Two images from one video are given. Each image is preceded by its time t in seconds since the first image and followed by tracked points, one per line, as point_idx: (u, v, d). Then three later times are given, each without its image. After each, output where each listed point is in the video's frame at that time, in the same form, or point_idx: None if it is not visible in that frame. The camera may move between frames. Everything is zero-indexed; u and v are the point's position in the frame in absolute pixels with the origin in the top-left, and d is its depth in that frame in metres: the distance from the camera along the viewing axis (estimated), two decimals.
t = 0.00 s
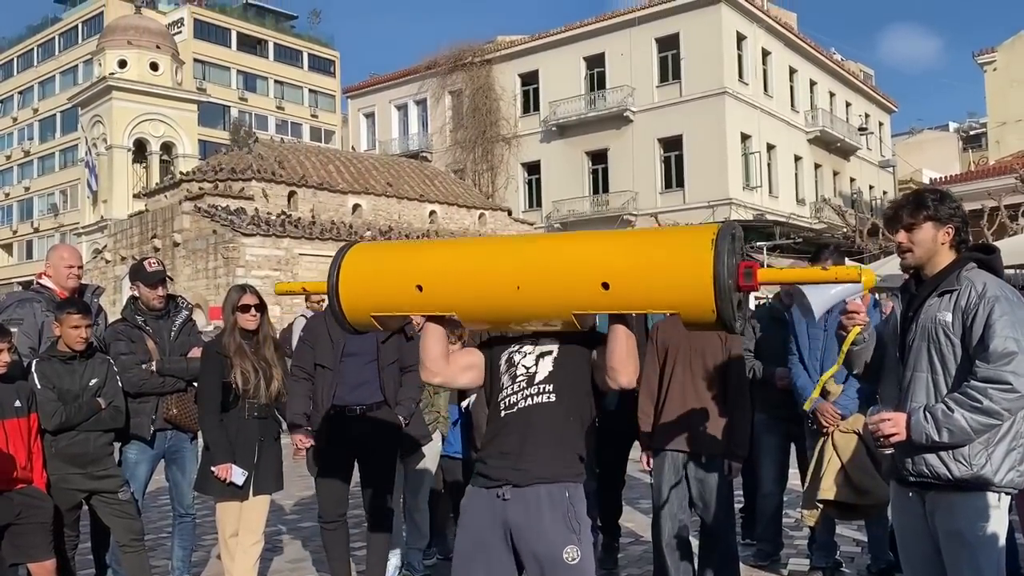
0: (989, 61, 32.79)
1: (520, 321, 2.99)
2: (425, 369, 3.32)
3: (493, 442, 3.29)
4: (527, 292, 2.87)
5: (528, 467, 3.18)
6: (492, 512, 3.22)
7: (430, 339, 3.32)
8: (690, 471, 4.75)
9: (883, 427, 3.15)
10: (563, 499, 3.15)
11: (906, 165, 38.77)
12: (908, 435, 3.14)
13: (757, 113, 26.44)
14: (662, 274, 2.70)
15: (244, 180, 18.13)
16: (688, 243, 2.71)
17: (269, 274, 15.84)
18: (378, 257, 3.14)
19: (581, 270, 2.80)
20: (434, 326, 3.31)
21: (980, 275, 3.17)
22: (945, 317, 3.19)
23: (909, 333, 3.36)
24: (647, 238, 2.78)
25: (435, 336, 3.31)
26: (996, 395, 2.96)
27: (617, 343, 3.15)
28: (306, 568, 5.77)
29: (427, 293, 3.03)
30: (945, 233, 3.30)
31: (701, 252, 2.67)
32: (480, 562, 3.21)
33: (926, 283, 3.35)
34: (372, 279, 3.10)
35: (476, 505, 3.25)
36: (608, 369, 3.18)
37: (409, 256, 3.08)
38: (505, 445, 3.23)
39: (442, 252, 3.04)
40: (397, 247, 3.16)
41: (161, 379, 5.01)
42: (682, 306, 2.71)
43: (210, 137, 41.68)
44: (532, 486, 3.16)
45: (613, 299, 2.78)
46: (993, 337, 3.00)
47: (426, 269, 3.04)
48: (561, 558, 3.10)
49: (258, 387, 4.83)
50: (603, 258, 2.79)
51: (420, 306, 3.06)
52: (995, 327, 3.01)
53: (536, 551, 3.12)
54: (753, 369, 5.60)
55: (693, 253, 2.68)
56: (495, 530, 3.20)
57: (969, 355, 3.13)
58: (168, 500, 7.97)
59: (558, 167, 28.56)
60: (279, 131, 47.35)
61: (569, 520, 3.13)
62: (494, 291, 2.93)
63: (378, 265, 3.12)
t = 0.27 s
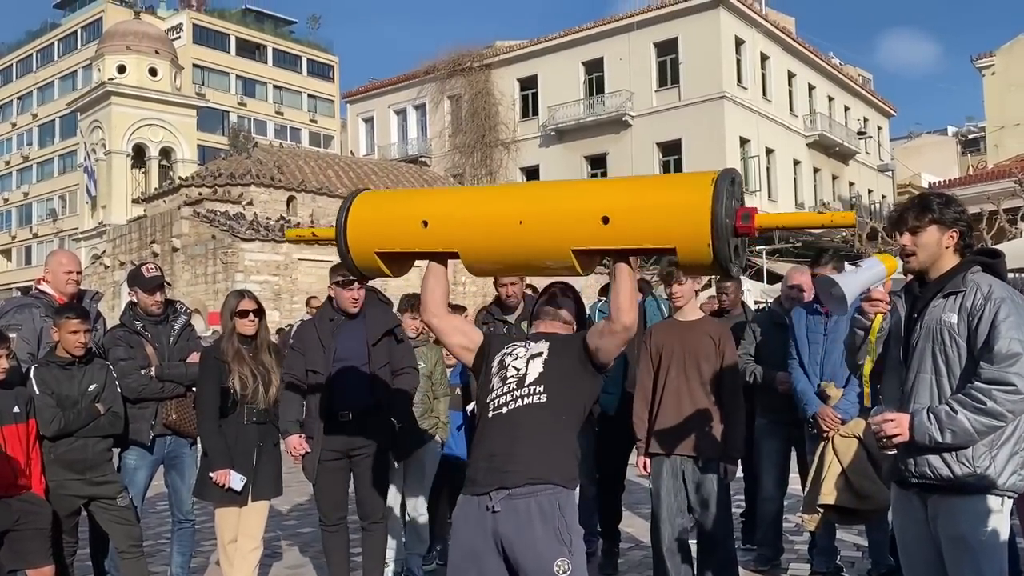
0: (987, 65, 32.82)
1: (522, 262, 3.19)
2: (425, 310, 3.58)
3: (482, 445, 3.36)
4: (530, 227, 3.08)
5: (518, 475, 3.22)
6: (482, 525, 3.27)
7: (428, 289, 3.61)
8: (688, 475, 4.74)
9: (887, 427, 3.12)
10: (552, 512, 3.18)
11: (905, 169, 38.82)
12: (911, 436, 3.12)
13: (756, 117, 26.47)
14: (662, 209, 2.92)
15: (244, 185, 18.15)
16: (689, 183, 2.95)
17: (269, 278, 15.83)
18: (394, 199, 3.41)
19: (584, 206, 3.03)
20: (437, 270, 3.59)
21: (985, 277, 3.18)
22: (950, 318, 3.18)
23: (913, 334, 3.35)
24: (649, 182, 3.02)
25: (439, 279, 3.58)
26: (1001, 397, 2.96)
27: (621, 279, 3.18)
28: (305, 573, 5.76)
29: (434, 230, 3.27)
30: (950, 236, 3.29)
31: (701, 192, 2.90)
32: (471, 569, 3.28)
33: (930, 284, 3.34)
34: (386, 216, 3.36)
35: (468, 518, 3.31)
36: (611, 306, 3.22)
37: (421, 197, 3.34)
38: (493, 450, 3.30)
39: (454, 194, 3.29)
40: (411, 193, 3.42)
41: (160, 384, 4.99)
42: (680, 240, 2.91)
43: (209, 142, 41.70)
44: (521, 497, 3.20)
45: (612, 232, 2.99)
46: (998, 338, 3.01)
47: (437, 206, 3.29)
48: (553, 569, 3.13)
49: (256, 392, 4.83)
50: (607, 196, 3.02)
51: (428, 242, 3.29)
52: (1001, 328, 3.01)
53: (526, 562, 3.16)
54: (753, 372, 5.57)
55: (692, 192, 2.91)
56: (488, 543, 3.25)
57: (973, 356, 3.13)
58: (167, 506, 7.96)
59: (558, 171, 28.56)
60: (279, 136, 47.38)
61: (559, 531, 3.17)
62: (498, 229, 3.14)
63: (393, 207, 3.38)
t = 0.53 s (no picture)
0: (985, 68, 32.84)
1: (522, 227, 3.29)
2: (443, 279, 3.60)
3: (481, 448, 3.40)
4: (528, 195, 3.17)
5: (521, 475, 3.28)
6: (486, 527, 3.32)
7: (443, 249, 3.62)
8: (683, 479, 4.73)
9: (888, 430, 3.10)
10: (555, 512, 3.24)
11: (903, 172, 38.88)
12: (914, 439, 3.11)
13: (755, 119, 26.50)
14: (658, 177, 3.01)
15: (242, 188, 18.17)
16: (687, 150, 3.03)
17: (267, 281, 15.82)
18: (398, 162, 3.48)
19: (584, 173, 3.12)
20: (445, 236, 3.60)
21: (986, 279, 3.18)
22: (952, 320, 3.18)
23: (915, 336, 3.34)
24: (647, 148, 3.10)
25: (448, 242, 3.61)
26: (1004, 399, 2.97)
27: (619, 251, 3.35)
28: None
29: (436, 197, 3.35)
30: (946, 238, 3.29)
31: (697, 160, 2.99)
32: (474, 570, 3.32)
33: (931, 287, 3.33)
34: (389, 180, 3.44)
35: (469, 520, 3.37)
36: (612, 275, 3.33)
37: (422, 161, 3.41)
38: (492, 451, 3.35)
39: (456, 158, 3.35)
40: (414, 156, 3.48)
41: (159, 387, 4.98)
42: (677, 207, 3.01)
43: (209, 144, 41.67)
44: (525, 497, 3.26)
45: (610, 199, 3.08)
46: (1001, 340, 3.01)
47: (440, 170, 3.36)
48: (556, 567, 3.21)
49: (254, 396, 4.83)
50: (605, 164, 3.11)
51: (429, 208, 3.38)
52: (1002, 330, 3.02)
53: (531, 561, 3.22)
54: (752, 375, 5.58)
55: (689, 161, 2.99)
56: (491, 545, 3.31)
57: (976, 358, 3.13)
58: (165, 509, 7.95)
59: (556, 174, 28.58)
60: (278, 139, 47.37)
61: (562, 530, 3.23)
62: (499, 197, 3.23)
63: (397, 171, 3.45)
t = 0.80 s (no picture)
0: (984, 71, 32.74)
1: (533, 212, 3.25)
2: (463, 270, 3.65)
3: (497, 444, 3.41)
4: (538, 180, 3.15)
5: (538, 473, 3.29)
6: (505, 524, 3.33)
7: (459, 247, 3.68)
8: (680, 479, 4.72)
9: (881, 435, 3.10)
10: (573, 514, 3.27)
11: (901, 174, 38.93)
12: (905, 444, 3.10)
13: (753, 121, 26.52)
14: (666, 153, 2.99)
15: (241, 188, 18.17)
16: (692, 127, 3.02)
17: (266, 282, 15.82)
18: (407, 158, 3.49)
19: (591, 154, 3.10)
20: (459, 227, 3.65)
21: (979, 283, 3.18)
22: (943, 326, 3.18)
23: (908, 340, 3.34)
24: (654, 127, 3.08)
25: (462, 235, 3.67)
26: (994, 405, 2.95)
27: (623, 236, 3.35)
28: None
29: (446, 188, 3.35)
30: (937, 241, 3.30)
31: (704, 135, 2.97)
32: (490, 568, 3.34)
33: (926, 290, 3.33)
34: (400, 176, 3.45)
35: (490, 512, 3.38)
36: (615, 256, 3.37)
37: (431, 155, 3.42)
38: (507, 447, 3.37)
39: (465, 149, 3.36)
40: (422, 151, 3.49)
41: (156, 388, 4.98)
42: (687, 185, 2.98)
43: (208, 145, 41.70)
44: (545, 497, 3.28)
45: (619, 177, 3.05)
46: (990, 345, 3.01)
47: (450, 161, 3.36)
48: (573, 567, 3.23)
49: (250, 397, 4.83)
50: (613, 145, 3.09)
51: (439, 200, 3.38)
52: (993, 335, 3.02)
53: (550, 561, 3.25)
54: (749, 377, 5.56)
55: (694, 137, 2.97)
56: (510, 539, 3.33)
57: (967, 363, 3.12)
58: (162, 510, 7.95)
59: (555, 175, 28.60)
60: (276, 139, 47.39)
61: (580, 531, 3.26)
62: (508, 182, 3.21)
63: (407, 166, 3.47)
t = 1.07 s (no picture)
0: (982, 71, 32.85)
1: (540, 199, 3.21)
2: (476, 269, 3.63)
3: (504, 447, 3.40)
4: (546, 174, 3.14)
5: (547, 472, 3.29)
6: (516, 523, 3.34)
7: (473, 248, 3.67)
8: (678, 478, 4.72)
9: (861, 431, 3.12)
10: (584, 511, 3.27)
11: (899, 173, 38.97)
12: (885, 441, 3.13)
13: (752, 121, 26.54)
14: (674, 139, 2.97)
15: (239, 186, 18.15)
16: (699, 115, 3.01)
17: (264, 279, 15.81)
18: (415, 153, 3.51)
19: (598, 143, 3.10)
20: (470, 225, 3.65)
21: (962, 286, 3.20)
22: (926, 327, 3.20)
23: (890, 341, 3.35)
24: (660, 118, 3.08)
25: (473, 232, 3.65)
26: (973, 404, 2.97)
27: (621, 233, 3.31)
28: None
29: (455, 183, 3.35)
30: (923, 246, 3.31)
31: (711, 122, 2.95)
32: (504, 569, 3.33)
33: (909, 293, 3.34)
34: (408, 173, 3.45)
35: (504, 510, 3.37)
36: (612, 250, 3.34)
37: (440, 152, 3.43)
38: (518, 448, 3.35)
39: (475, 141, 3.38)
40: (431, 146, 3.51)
41: (152, 386, 4.97)
42: (693, 175, 2.95)
43: (206, 142, 41.67)
44: (554, 495, 3.28)
45: (625, 168, 3.03)
46: (971, 347, 3.03)
47: (457, 156, 3.38)
48: (585, 564, 3.23)
49: (246, 395, 4.83)
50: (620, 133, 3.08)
51: (447, 196, 3.38)
52: (974, 337, 3.04)
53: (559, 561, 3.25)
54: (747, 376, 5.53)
55: (702, 125, 2.95)
56: (522, 538, 3.33)
57: (948, 364, 3.14)
58: (158, 508, 7.95)
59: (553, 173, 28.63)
60: (274, 137, 47.39)
61: (591, 526, 3.27)
62: (515, 175, 3.21)
63: (415, 160, 3.48)
